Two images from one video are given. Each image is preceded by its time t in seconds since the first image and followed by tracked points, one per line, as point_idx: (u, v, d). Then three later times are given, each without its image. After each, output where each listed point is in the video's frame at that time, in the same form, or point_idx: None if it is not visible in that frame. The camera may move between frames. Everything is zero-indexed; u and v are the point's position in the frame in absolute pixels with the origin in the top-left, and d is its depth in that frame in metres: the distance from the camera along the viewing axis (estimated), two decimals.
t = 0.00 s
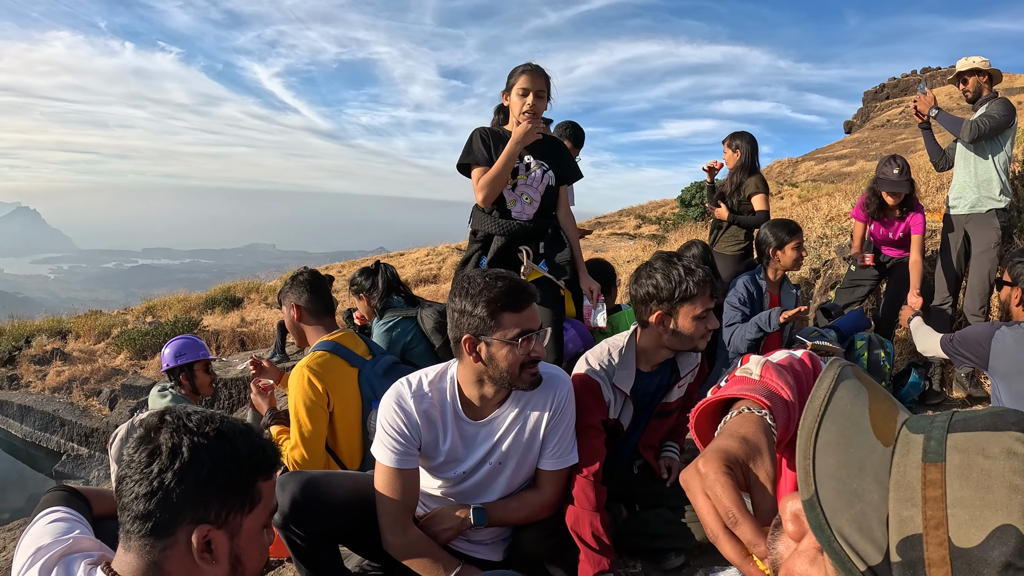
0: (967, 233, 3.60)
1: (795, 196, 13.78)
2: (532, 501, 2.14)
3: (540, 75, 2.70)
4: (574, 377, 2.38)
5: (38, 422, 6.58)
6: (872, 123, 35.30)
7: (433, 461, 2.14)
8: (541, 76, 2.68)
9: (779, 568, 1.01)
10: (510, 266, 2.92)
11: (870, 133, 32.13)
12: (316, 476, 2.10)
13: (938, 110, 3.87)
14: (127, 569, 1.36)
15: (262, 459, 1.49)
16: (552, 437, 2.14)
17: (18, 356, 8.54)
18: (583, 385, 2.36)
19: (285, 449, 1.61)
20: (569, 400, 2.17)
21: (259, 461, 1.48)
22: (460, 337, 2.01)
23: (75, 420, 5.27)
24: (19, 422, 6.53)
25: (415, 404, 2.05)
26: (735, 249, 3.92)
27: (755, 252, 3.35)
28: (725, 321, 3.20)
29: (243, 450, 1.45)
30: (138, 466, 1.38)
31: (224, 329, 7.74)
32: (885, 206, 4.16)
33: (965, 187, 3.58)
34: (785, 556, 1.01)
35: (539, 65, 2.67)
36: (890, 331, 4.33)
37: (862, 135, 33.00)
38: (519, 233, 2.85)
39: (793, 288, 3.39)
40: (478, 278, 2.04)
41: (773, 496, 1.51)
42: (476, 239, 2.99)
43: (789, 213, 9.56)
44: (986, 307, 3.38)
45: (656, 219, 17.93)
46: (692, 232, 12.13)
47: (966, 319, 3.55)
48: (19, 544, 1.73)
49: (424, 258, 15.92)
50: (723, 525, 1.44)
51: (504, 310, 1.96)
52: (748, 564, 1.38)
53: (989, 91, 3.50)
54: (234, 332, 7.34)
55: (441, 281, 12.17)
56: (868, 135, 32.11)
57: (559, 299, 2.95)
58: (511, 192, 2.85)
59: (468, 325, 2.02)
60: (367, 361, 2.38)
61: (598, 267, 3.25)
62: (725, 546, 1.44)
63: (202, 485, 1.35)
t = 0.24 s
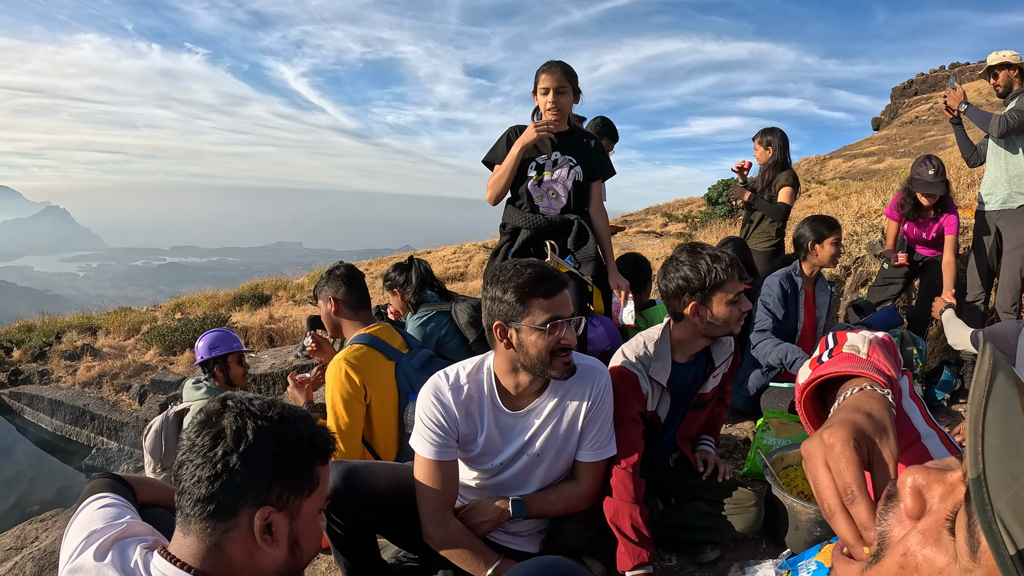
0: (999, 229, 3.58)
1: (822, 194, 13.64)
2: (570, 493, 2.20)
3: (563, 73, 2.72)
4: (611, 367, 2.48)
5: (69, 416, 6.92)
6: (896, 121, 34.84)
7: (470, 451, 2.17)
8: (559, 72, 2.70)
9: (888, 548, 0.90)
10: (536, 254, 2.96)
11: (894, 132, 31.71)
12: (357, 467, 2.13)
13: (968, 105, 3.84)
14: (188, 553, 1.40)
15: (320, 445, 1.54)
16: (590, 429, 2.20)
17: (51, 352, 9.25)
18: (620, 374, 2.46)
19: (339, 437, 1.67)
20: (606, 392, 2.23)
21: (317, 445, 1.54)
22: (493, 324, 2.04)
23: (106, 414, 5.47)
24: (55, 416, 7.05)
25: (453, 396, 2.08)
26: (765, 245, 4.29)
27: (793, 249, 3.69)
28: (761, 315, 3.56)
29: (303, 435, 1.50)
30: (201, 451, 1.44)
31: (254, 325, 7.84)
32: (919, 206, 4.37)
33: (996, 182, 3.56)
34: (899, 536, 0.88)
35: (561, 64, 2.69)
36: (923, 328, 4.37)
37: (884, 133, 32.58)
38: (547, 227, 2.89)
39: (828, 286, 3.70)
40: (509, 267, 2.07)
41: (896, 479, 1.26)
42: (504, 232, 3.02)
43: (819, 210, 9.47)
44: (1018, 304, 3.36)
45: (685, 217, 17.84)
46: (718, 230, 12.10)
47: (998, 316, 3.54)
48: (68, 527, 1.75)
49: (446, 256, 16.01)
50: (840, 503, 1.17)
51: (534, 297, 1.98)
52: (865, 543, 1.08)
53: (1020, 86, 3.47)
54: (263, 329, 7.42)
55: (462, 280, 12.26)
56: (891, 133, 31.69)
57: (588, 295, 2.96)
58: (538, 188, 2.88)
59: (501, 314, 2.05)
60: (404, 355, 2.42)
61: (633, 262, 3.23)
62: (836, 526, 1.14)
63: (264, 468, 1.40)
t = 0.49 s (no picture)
0: None
1: (854, 193, 13.45)
2: (612, 487, 2.23)
3: (589, 72, 2.74)
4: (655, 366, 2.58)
5: (102, 411, 7.26)
6: (923, 119, 34.27)
7: (511, 445, 2.19)
8: (577, 72, 2.72)
9: (969, 540, 0.88)
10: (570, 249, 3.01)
11: (922, 130, 31.17)
12: (403, 459, 2.18)
13: (1004, 102, 3.79)
14: (253, 541, 1.45)
15: (379, 434, 1.58)
16: (632, 424, 2.21)
17: (85, 348, 10.00)
18: (664, 371, 2.55)
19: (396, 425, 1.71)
20: (648, 387, 2.24)
21: (377, 433, 1.59)
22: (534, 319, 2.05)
23: (141, 410, 5.69)
24: (88, 410, 7.44)
25: (494, 389, 2.09)
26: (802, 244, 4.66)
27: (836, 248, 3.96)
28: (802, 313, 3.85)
29: (363, 425, 1.55)
30: (264, 442, 1.48)
31: (287, 322, 7.96)
32: (958, 207, 4.43)
33: None
34: (981, 528, 0.87)
35: (586, 64, 2.73)
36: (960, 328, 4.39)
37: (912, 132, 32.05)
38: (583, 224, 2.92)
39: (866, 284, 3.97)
40: (549, 261, 2.08)
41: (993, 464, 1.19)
42: (543, 228, 3.10)
43: (852, 211, 9.36)
44: None
45: (715, 216, 17.69)
46: (745, 231, 12.03)
47: None
48: (125, 513, 1.78)
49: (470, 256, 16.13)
50: (929, 484, 1.15)
51: (575, 291, 2.00)
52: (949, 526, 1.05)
53: None
54: (296, 326, 7.54)
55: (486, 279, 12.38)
56: (919, 132, 31.15)
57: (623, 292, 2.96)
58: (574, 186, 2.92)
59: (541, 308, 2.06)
60: (445, 350, 2.46)
61: (674, 260, 3.24)
62: (921, 507, 1.13)
63: (326, 459, 1.44)
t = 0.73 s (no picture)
0: None
1: (884, 193, 13.29)
2: (649, 486, 2.23)
3: (612, 74, 2.75)
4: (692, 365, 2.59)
5: (132, 407, 7.45)
6: (953, 118, 33.60)
7: (550, 444, 2.21)
8: (599, 75, 2.75)
9: None
10: (601, 249, 3.01)
11: (952, 129, 30.62)
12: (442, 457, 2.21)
13: None
14: (306, 539, 1.47)
15: (428, 429, 1.59)
16: (670, 422, 2.22)
17: (114, 344, 10.31)
18: (701, 371, 2.56)
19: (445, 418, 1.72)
20: (685, 386, 2.24)
21: (427, 427, 1.59)
22: (584, 324, 2.03)
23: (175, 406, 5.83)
24: (118, 405, 7.66)
25: (534, 390, 2.11)
26: (833, 245, 4.68)
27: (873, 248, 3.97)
28: (839, 314, 3.88)
29: (412, 422, 1.56)
30: (313, 441, 1.50)
31: (318, 321, 8.07)
32: (992, 208, 4.38)
33: None
34: None
35: (607, 67, 2.75)
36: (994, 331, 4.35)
37: (941, 131, 31.48)
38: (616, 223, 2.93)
39: (902, 288, 3.98)
40: (601, 266, 2.06)
41: None
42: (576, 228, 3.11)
43: (883, 211, 9.21)
44: None
45: (742, 217, 17.50)
46: (771, 232, 11.91)
47: None
48: (173, 507, 1.81)
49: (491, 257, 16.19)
50: (987, 473, 1.20)
51: (628, 297, 1.99)
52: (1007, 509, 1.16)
53: None
54: (325, 325, 7.64)
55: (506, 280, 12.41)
56: (949, 131, 30.61)
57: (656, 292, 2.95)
58: (606, 186, 2.97)
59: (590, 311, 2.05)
60: (481, 349, 2.48)
61: (710, 260, 3.32)
62: (980, 494, 1.21)
63: (377, 457, 1.46)
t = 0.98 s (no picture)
0: None
1: (910, 194, 13.07)
2: (678, 489, 2.21)
3: (636, 77, 2.73)
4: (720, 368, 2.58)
5: (156, 405, 7.58)
6: (980, 117, 32.95)
7: (580, 446, 2.20)
8: (621, 78, 2.73)
9: None
10: (626, 253, 2.97)
11: (979, 129, 30.03)
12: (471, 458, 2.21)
13: None
14: (340, 541, 1.45)
15: (462, 429, 1.55)
16: (699, 426, 2.20)
17: (140, 343, 10.49)
18: (729, 374, 2.56)
19: (480, 415, 1.67)
20: (716, 389, 2.22)
21: (461, 427, 1.55)
22: (621, 331, 2.01)
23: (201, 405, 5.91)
24: (142, 404, 7.81)
25: (566, 391, 2.10)
26: (859, 247, 4.63)
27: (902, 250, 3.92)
28: (866, 317, 3.83)
29: (446, 422, 1.52)
30: (346, 444, 1.47)
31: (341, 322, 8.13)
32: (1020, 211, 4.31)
33: None
34: None
35: (630, 71, 2.73)
36: None
37: (968, 130, 30.88)
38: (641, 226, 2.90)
39: (931, 292, 3.91)
40: (645, 277, 2.02)
41: None
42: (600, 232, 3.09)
43: (908, 213, 9.06)
44: None
45: (764, 220, 17.32)
46: (793, 235, 11.78)
47: None
48: (206, 506, 1.79)
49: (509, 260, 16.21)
50: (1013, 460, 1.30)
51: (668, 311, 1.96)
52: None
53: None
54: (348, 325, 7.69)
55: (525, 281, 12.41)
56: (975, 130, 30.01)
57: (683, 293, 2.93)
58: (630, 190, 2.92)
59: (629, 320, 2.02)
60: (508, 351, 2.48)
61: (737, 263, 3.30)
62: (1010, 481, 1.31)
63: (410, 460, 1.42)
